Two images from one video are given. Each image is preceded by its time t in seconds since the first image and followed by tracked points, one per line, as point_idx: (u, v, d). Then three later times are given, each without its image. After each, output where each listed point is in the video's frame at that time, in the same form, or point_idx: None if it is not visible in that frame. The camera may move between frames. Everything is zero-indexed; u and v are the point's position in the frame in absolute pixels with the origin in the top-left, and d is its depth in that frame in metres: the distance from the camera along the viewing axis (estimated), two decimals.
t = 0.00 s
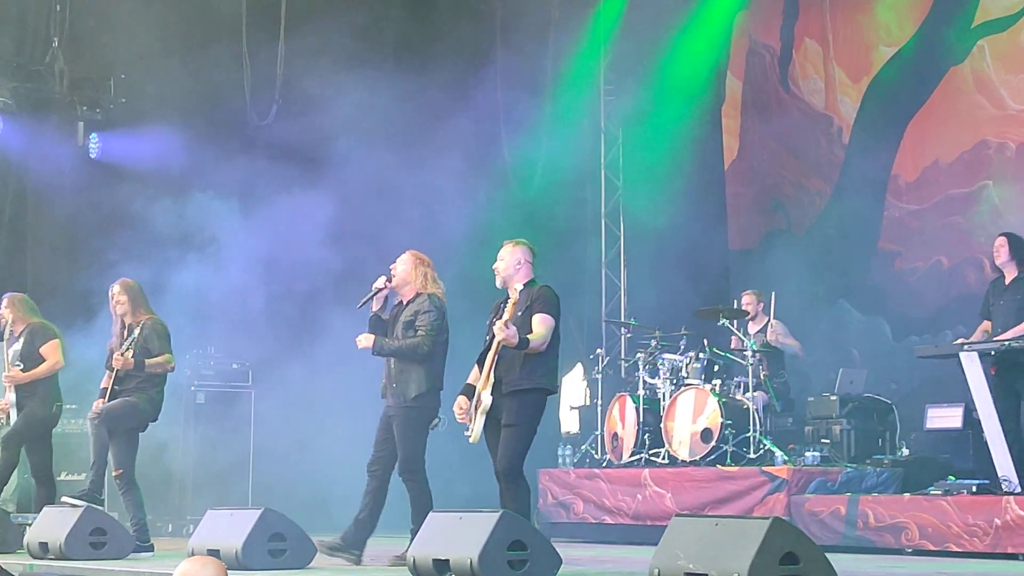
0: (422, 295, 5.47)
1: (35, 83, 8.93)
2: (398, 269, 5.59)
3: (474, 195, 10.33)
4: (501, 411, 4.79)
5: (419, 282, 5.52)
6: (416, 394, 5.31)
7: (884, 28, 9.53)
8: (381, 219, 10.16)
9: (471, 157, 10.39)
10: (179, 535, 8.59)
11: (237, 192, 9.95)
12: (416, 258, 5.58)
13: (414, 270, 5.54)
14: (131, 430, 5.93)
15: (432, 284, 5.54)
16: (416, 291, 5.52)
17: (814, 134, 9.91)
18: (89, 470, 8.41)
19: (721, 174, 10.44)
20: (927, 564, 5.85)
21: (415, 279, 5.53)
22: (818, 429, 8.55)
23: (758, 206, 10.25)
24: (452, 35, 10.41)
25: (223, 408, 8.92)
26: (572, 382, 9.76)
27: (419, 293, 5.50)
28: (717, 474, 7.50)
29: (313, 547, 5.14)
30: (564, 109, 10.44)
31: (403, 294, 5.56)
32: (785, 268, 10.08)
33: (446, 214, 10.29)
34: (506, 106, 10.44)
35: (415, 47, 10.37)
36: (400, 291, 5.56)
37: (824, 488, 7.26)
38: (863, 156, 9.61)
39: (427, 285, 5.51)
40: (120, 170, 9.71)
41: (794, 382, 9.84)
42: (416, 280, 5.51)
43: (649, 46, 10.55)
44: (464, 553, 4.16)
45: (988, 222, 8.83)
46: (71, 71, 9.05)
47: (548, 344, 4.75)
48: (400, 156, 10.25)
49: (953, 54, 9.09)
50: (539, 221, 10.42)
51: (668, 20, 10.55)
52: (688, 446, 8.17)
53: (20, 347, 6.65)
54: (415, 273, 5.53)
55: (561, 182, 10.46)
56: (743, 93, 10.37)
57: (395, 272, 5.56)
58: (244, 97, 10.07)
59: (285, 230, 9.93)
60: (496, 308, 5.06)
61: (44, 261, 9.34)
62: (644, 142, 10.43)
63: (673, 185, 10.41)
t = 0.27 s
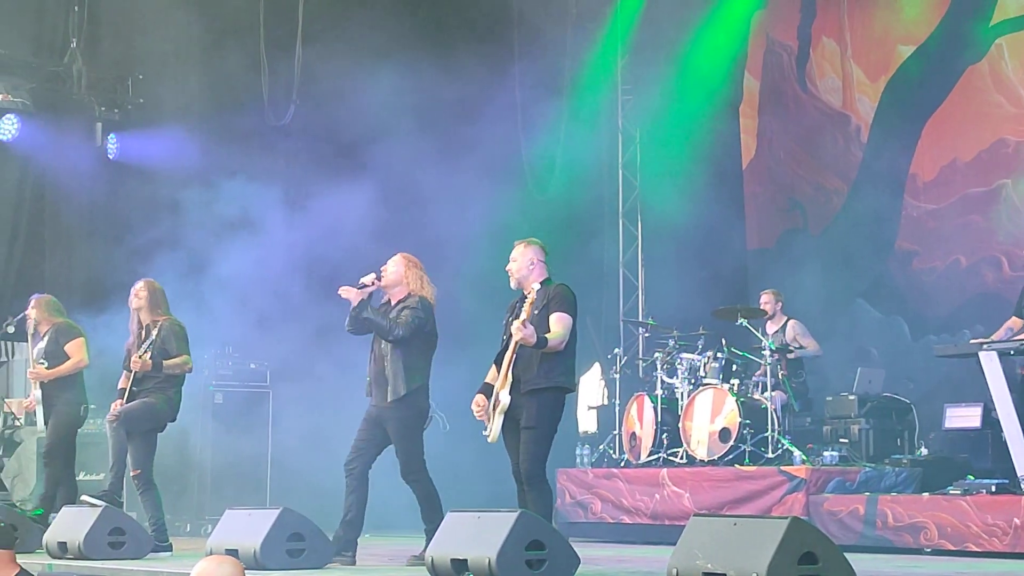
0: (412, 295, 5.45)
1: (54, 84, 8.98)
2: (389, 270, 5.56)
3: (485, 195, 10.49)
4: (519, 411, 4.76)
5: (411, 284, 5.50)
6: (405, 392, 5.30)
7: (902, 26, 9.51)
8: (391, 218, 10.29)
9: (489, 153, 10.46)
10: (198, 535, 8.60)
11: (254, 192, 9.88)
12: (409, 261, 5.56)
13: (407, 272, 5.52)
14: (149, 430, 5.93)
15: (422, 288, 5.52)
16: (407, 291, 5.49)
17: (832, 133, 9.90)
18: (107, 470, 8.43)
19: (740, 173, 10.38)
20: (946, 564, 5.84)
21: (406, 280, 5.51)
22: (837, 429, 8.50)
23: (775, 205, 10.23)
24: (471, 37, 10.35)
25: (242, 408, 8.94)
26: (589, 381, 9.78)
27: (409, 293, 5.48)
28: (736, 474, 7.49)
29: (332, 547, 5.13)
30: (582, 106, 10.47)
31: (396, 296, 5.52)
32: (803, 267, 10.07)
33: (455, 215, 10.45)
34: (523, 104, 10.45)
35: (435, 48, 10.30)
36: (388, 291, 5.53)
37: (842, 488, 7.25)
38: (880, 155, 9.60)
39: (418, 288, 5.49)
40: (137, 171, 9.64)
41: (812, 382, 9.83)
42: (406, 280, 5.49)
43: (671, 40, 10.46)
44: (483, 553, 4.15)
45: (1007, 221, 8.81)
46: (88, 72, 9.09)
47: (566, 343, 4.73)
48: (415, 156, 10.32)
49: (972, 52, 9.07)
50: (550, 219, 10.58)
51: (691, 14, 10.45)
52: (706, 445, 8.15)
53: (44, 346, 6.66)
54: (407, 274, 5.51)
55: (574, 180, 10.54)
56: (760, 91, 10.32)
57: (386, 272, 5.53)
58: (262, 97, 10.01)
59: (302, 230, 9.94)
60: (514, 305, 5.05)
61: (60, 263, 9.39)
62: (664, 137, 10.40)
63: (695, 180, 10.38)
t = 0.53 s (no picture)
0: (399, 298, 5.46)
1: (70, 84, 9.05)
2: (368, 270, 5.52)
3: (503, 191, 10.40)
4: (531, 410, 4.74)
5: (395, 283, 5.50)
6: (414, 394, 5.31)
7: (917, 25, 9.48)
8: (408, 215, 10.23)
9: (503, 151, 10.42)
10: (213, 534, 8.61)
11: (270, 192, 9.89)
12: (388, 260, 5.52)
13: (389, 272, 5.50)
14: (166, 430, 5.95)
15: (403, 282, 5.53)
16: (393, 292, 5.50)
17: (846, 132, 9.88)
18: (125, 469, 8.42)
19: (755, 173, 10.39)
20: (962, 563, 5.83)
21: (389, 280, 5.50)
22: (853, 428, 8.52)
23: (790, 204, 10.22)
24: (484, 37, 10.37)
25: (258, 406, 8.96)
26: (604, 381, 9.76)
27: (394, 294, 5.49)
28: (750, 473, 7.48)
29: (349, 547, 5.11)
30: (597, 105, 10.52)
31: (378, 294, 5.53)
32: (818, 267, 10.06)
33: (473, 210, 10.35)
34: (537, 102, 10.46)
35: (449, 48, 10.29)
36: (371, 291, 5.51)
37: (857, 487, 7.23)
38: (895, 154, 9.58)
39: (402, 286, 5.50)
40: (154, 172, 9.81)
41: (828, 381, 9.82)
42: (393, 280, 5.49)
43: (686, 38, 10.53)
44: (497, 553, 4.15)
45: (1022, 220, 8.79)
46: (104, 71, 9.12)
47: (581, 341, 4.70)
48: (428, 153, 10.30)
49: (987, 50, 9.04)
50: (567, 217, 10.54)
51: (705, 12, 10.52)
52: (721, 445, 8.14)
53: (70, 347, 6.54)
54: (389, 274, 5.49)
55: (590, 178, 10.56)
56: (775, 89, 10.32)
57: (368, 275, 5.49)
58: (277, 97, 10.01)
59: (317, 229, 9.94)
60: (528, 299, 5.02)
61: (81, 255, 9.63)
62: (680, 137, 10.43)
63: (714, 174, 10.40)
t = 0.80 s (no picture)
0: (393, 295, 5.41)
1: (82, 85, 9.02)
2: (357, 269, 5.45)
3: (515, 195, 10.58)
4: (543, 410, 4.73)
5: (386, 279, 5.44)
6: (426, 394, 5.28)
7: (930, 23, 9.46)
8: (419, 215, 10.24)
9: (515, 153, 10.58)
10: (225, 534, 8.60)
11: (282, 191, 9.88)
12: (376, 257, 5.45)
13: (379, 270, 5.44)
14: (178, 429, 5.95)
15: (393, 278, 5.46)
16: (384, 290, 5.44)
17: (858, 131, 9.85)
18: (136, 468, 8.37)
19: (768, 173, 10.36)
20: (975, 563, 5.82)
21: (380, 278, 5.43)
22: (865, 427, 8.50)
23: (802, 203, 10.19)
24: (493, 38, 10.47)
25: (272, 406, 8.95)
26: (616, 380, 9.75)
27: (388, 292, 5.43)
28: (763, 472, 7.47)
29: (361, 546, 5.08)
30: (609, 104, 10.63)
31: (368, 291, 5.46)
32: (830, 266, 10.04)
33: (482, 213, 10.51)
34: (549, 103, 10.62)
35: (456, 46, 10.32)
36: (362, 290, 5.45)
37: (870, 486, 7.22)
38: (908, 153, 9.55)
39: (392, 282, 5.44)
40: (165, 171, 9.72)
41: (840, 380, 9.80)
42: (385, 277, 5.44)
43: (699, 41, 10.64)
44: (509, 553, 4.15)
45: None
46: (115, 72, 9.08)
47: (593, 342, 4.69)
48: (433, 151, 10.34)
49: (999, 49, 9.01)
50: (579, 219, 10.73)
51: (716, 14, 10.62)
52: (733, 444, 8.14)
53: (101, 351, 6.57)
54: (379, 271, 5.43)
55: (600, 178, 10.73)
56: (786, 88, 10.26)
57: (359, 275, 5.42)
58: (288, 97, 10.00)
59: (329, 229, 9.91)
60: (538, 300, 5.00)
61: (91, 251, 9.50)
62: (691, 136, 10.57)
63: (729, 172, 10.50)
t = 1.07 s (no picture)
0: (391, 296, 5.41)
1: (92, 85, 9.00)
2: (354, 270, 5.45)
3: (526, 195, 10.52)
4: (552, 411, 4.73)
5: (383, 280, 5.45)
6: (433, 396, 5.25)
7: (939, 22, 9.45)
8: (428, 215, 10.24)
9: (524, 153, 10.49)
10: (236, 533, 8.62)
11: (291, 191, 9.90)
12: (373, 257, 5.46)
13: (376, 270, 5.44)
14: (187, 428, 5.96)
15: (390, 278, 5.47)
16: (381, 291, 5.44)
17: (867, 130, 9.85)
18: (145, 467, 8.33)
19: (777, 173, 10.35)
20: (985, 562, 5.81)
21: (377, 278, 5.44)
22: (875, 427, 8.50)
23: (811, 202, 10.18)
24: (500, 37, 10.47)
25: (282, 405, 8.98)
26: (625, 379, 9.70)
27: (386, 292, 5.43)
28: (773, 472, 7.47)
29: (369, 545, 5.07)
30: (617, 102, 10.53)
31: (365, 293, 5.46)
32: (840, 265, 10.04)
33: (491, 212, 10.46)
34: (559, 101, 10.51)
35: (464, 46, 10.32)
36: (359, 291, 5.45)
37: (880, 486, 7.18)
38: (917, 152, 9.55)
39: (390, 283, 5.45)
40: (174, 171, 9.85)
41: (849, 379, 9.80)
42: (383, 279, 5.45)
43: (709, 39, 10.61)
44: (518, 552, 4.15)
45: None
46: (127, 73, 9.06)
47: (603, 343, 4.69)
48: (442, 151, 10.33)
49: (1008, 48, 9.00)
50: (589, 218, 10.72)
51: (724, 12, 10.62)
52: (743, 444, 8.13)
53: (140, 355, 6.58)
54: (377, 271, 5.43)
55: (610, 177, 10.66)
56: (796, 87, 10.29)
57: (357, 274, 5.42)
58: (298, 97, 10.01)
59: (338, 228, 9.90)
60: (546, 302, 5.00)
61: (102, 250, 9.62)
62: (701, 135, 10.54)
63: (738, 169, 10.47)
